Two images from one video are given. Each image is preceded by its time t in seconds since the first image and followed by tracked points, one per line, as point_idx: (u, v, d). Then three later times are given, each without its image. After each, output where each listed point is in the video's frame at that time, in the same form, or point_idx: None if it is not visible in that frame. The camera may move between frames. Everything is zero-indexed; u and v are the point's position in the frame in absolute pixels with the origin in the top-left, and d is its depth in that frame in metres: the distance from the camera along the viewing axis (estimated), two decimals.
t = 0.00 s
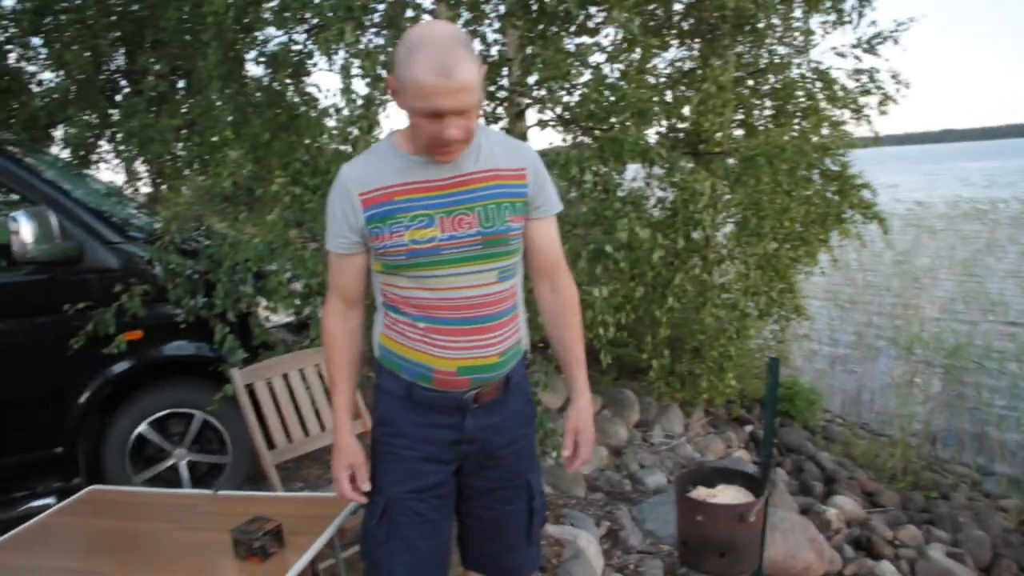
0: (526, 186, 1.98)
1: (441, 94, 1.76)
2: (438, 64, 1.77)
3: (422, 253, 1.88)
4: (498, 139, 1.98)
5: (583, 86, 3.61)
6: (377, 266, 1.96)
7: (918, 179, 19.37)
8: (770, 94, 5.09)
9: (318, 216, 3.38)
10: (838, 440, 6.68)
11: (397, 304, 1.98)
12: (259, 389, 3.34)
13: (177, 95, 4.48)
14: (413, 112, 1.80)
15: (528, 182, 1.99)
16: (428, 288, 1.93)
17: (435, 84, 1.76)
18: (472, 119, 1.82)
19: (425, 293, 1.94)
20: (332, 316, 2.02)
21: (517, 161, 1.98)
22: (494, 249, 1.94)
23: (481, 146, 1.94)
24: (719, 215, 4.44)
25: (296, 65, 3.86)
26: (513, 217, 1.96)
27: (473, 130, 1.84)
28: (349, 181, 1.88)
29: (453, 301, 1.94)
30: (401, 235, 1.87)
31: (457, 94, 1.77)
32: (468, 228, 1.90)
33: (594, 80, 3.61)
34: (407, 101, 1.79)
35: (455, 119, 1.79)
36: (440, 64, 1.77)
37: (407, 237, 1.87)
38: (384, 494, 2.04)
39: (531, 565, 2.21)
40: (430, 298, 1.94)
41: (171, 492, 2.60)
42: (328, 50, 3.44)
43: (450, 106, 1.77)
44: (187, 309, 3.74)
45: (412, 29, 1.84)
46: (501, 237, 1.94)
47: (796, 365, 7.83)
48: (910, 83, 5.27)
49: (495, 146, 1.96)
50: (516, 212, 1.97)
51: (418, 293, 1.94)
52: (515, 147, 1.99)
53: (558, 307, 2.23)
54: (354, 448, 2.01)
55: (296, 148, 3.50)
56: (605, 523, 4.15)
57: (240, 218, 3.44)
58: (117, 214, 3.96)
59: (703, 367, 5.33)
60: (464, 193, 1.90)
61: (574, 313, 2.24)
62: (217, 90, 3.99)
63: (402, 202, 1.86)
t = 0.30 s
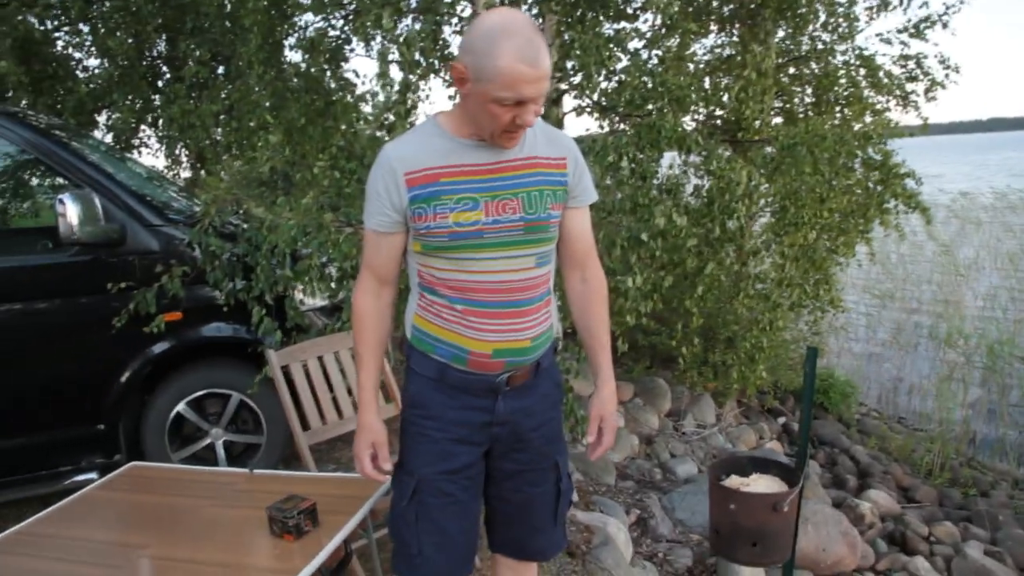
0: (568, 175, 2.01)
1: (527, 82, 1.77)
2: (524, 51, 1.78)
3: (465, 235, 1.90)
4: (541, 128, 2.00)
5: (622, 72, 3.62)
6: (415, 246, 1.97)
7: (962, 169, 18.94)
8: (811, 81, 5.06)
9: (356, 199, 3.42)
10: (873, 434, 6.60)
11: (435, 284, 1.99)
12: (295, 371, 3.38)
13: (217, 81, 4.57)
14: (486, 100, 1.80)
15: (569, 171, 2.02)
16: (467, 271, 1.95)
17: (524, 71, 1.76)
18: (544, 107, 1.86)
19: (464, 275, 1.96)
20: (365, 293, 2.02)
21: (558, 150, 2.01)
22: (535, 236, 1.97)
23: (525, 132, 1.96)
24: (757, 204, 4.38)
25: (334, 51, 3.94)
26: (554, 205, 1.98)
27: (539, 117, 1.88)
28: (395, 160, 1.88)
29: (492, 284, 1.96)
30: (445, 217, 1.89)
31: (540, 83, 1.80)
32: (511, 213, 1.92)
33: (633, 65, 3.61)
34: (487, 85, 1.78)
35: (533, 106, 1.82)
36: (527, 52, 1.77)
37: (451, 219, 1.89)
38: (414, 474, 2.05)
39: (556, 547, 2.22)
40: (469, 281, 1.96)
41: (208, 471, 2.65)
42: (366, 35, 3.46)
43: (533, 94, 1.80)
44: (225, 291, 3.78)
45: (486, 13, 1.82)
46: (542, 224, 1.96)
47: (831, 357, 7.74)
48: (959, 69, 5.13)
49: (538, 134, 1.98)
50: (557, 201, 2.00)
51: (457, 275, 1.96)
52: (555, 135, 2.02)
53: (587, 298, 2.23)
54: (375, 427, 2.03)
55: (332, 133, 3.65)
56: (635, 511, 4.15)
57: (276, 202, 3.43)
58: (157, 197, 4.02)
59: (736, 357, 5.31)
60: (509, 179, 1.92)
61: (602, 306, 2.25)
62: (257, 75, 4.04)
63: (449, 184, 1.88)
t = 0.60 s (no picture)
0: (561, 175, 2.01)
1: (527, 85, 1.77)
2: (526, 54, 1.77)
3: (458, 233, 1.89)
4: (535, 127, 2.00)
5: (618, 70, 3.62)
6: (407, 243, 1.96)
7: (958, 168, 18.98)
8: (807, 79, 5.07)
9: (350, 195, 3.40)
10: (867, 432, 6.62)
11: (426, 281, 1.99)
12: (288, 368, 3.36)
13: (212, 76, 4.56)
14: (484, 99, 1.79)
15: (562, 171, 2.02)
16: (459, 268, 1.95)
17: (524, 74, 1.75)
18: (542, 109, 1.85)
19: (456, 272, 1.95)
20: (356, 288, 2.02)
21: (551, 150, 2.00)
22: (528, 235, 1.96)
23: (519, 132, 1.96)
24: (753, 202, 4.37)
25: (330, 46, 3.93)
26: (547, 204, 1.98)
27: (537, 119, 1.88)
28: (389, 157, 1.87)
29: (483, 282, 1.96)
30: (439, 214, 1.88)
31: (540, 86, 1.79)
32: (504, 212, 1.91)
33: (629, 63, 3.61)
34: (486, 86, 1.77)
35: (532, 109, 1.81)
36: (528, 54, 1.76)
37: (444, 217, 1.88)
38: (404, 472, 2.05)
39: (546, 543, 2.22)
40: (460, 278, 1.95)
41: (201, 469, 2.65)
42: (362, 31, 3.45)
43: (533, 97, 1.79)
44: (219, 288, 3.76)
45: (489, 13, 1.81)
46: (534, 223, 1.96)
47: (826, 355, 7.76)
48: (955, 69, 5.15)
49: (533, 133, 1.98)
50: (549, 200, 1.99)
51: (449, 272, 1.95)
52: (549, 135, 2.02)
53: (577, 299, 2.23)
54: (368, 424, 2.02)
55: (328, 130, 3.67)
56: (629, 508, 4.15)
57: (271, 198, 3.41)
58: (151, 193, 4.01)
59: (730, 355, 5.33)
60: (503, 177, 1.91)
61: (592, 307, 2.25)
62: (253, 71, 4.03)
63: (443, 182, 1.87)
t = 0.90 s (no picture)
0: (552, 179, 2.00)
1: (463, 95, 1.75)
2: (468, 63, 1.74)
3: (447, 237, 1.89)
4: (525, 129, 1.98)
5: (612, 73, 3.61)
6: (398, 247, 1.96)
7: (949, 171, 19.07)
8: (800, 82, 5.08)
9: (342, 198, 3.39)
10: (860, 433, 6.64)
11: (417, 285, 1.98)
12: (280, 372, 3.34)
13: (205, 78, 4.54)
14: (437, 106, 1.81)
15: (552, 175, 2.01)
16: (449, 272, 1.94)
17: (459, 84, 1.74)
18: (493, 124, 1.79)
19: (446, 277, 1.95)
20: (345, 292, 2.02)
21: (542, 153, 1.98)
22: (517, 240, 1.96)
23: (509, 135, 1.94)
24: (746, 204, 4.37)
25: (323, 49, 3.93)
26: (537, 208, 1.97)
27: (493, 133, 1.83)
28: (380, 161, 1.86)
29: (472, 286, 1.95)
30: (429, 219, 1.87)
31: (480, 99, 1.75)
32: (494, 217, 1.90)
33: (622, 66, 3.61)
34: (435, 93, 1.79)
35: (472, 120, 1.78)
36: (470, 66, 1.74)
37: (434, 222, 1.87)
38: (393, 475, 2.04)
39: (538, 547, 2.21)
40: (450, 282, 1.95)
41: (192, 473, 2.64)
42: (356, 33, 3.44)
43: (470, 109, 1.76)
44: (211, 291, 3.74)
45: (460, 20, 1.81)
46: (525, 228, 1.95)
47: (819, 357, 7.77)
48: (945, 71, 5.17)
49: (522, 135, 1.96)
50: (540, 204, 1.98)
51: (439, 277, 1.95)
52: (539, 137, 2.00)
53: (566, 301, 2.22)
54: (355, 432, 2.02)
55: (321, 133, 3.65)
56: (623, 510, 4.15)
57: (264, 201, 3.41)
58: (143, 196, 3.99)
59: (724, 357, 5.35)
60: (494, 182, 1.90)
61: (583, 308, 2.24)
62: (246, 73, 4.03)
63: (433, 186, 1.86)
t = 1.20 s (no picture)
0: (524, 175, 1.95)
1: (390, 112, 1.71)
2: (393, 79, 1.70)
3: (422, 247, 1.88)
4: (490, 124, 1.93)
5: (601, 70, 3.60)
6: (379, 258, 1.97)
7: (939, 164, 19.14)
8: (790, 78, 5.09)
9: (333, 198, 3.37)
10: (853, 427, 6.66)
11: (401, 291, 2.00)
12: (272, 373, 3.31)
13: (193, 80, 4.53)
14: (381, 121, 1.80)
15: (524, 168, 1.96)
16: (428, 279, 1.94)
17: (385, 101, 1.71)
18: (428, 138, 1.74)
19: (425, 283, 1.95)
20: (321, 306, 2.08)
21: (510, 147, 1.94)
22: (494, 241, 1.93)
23: (474, 132, 1.89)
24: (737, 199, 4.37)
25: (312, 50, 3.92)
26: (511, 206, 1.94)
27: (435, 144, 1.78)
28: (348, 180, 1.88)
29: (452, 290, 1.94)
30: (401, 231, 1.87)
31: (407, 116, 1.71)
32: (466, 222, 1.88)
33: (612, 63, 3.60)
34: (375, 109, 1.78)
35: (405, 136, 1.74)
36: (393, 81, 1.70)
37: (406, 233, 1.87)
38: (387, 474, 2.05)
39: (534, 547, 2.21)
40: (430, 288, 1.95)
41: (186, 476, 2.63)
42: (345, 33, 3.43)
43: (400, 125, 1.72)
44: (203, 293, 3.72)
45: (397, 31, 1.77)
46: (500, 229, 1.92)
47: (812, 351, 7.79)
48: (933, 66, 5.19)
49: (486, 131, 1.91)
50: (514, 202, 1.94)
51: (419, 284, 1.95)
52: (506, 130, 1.95)
53: (559, 289, 2.21)
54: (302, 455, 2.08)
55: (311, 133, 3.64)
56: (618, 507, 4.15)
57: (255, 202, 3.40)
58: (133, 199, 3.98)
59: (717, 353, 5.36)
60: (462, 186, 1.87)
61: (576, 295, 2.23)
62: (234, 75, 4.01)
63: (402, 199, 1.85)
